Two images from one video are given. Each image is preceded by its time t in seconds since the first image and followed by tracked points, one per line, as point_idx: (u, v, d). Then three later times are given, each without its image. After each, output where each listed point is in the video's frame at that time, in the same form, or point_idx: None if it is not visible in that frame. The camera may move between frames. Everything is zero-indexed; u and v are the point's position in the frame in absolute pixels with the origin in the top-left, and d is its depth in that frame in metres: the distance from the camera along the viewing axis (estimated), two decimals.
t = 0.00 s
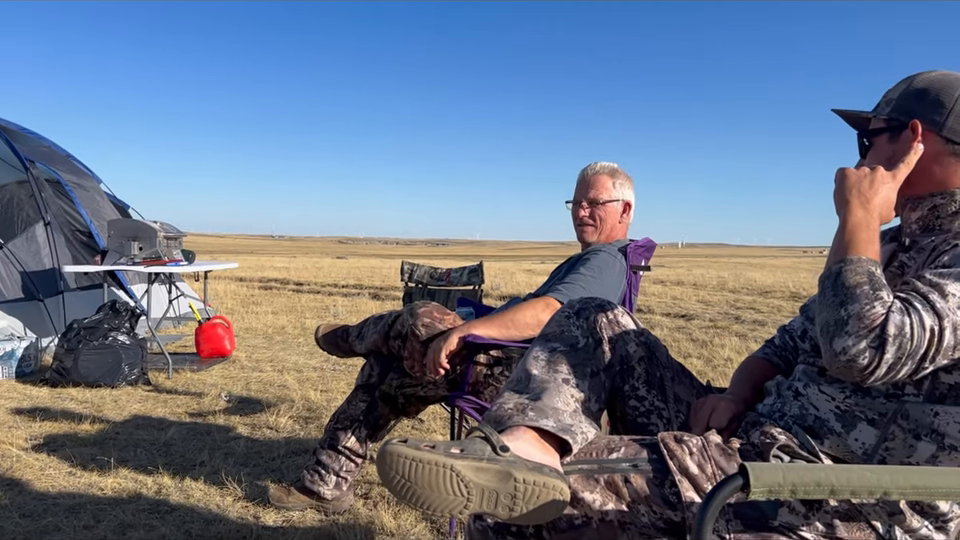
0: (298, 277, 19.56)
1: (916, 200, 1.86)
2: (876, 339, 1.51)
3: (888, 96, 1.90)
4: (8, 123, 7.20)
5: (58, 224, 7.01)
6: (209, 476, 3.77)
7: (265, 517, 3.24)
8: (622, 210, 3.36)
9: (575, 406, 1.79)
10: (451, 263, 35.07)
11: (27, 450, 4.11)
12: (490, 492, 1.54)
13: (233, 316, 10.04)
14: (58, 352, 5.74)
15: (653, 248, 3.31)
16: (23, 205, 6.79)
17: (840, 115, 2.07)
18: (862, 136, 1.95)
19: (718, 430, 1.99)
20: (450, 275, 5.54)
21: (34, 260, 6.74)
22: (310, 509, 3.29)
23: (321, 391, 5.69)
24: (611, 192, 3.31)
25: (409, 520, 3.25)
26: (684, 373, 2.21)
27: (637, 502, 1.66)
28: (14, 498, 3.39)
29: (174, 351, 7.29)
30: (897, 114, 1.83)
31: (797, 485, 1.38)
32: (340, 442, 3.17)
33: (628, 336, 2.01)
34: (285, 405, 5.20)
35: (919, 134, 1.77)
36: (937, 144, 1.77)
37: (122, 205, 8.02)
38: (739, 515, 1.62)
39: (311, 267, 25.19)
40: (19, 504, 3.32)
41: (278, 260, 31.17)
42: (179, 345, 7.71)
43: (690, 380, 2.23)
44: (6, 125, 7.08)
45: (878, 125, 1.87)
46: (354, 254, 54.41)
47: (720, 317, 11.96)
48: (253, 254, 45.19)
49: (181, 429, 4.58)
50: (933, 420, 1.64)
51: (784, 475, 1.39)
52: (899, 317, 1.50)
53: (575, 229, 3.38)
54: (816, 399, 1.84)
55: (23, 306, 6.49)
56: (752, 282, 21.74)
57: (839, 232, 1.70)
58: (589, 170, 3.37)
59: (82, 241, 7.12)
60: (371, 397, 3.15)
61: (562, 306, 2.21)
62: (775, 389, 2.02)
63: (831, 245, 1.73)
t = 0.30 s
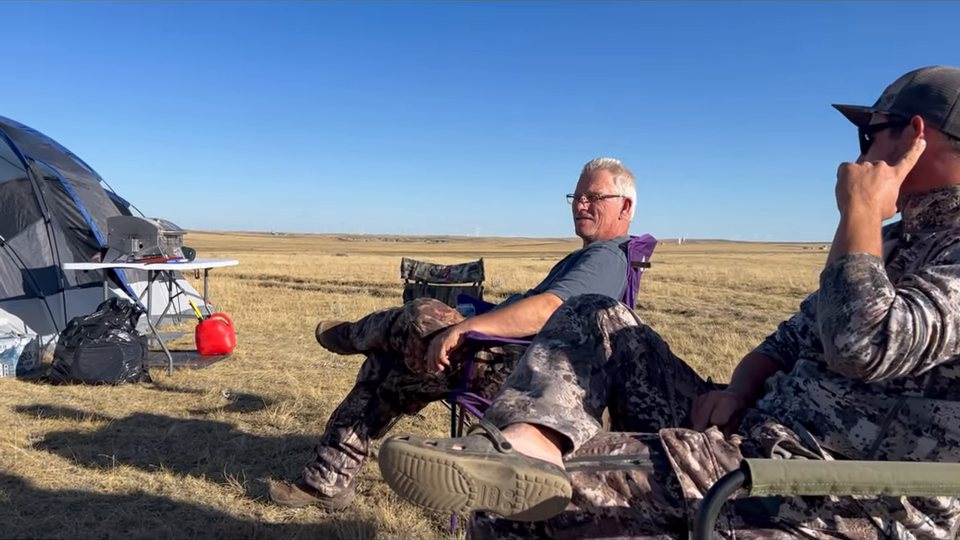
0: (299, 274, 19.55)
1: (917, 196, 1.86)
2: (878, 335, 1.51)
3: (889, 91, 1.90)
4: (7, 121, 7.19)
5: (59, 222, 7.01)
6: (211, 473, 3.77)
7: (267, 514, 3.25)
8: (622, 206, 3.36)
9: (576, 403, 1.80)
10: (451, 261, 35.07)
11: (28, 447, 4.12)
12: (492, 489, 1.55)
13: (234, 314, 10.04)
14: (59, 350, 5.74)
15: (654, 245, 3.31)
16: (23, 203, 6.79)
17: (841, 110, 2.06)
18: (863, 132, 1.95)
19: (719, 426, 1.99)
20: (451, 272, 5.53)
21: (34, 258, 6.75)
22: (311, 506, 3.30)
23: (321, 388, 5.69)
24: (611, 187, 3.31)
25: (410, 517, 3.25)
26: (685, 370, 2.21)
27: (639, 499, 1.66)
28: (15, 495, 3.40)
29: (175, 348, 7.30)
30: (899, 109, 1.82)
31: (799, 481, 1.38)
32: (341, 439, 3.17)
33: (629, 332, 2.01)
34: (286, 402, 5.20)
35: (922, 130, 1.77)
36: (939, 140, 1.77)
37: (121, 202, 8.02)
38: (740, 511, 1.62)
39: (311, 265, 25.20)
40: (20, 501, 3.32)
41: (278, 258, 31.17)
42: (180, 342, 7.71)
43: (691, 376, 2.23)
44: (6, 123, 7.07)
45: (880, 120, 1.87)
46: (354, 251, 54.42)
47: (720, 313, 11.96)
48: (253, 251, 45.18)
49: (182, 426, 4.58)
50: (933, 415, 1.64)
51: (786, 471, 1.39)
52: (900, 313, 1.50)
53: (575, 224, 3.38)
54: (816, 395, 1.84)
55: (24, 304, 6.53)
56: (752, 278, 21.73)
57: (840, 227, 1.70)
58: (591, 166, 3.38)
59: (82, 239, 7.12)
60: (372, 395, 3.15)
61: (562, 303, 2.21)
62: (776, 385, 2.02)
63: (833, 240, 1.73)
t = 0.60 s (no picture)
0: (298, 271, 19.54)
1: (917, 185, 1.85)
2: (878, 325, 1.50)
3: (890, 80, 1.89)
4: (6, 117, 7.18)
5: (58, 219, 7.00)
6: (210, 468, 3.77)
7: (266, 509, 3.24)
8: (619, 196, 3.32)
9: (574, 395, 1.79)
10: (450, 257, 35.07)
11: (28, 443, 4.11)
12: (489, 480, 1.54)
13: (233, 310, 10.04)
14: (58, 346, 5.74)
15: (652, 239, 3.30)
16: (22, 199, 6.78)
17: (841, 99, 2.06)
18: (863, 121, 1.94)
19: (717, 418, 1.99)
20: (450, 267, 5.52)
21: (34, 254, 6.75)
22: (310, 501, 3.29)
23: (321, 384, 5.69)
24: (614, 172, 3.31)
25: (410, 511, 3.25)
26: (683, 362, 2.21)
27: (637, 490, 1.66)
28: (15, 490, 3.40)
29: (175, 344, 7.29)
30: (900, 98, 1.81)
31: (797, 471, 1.38)
32: (340, 433, 3.16)
33: (627, 324, 2.01)
34: (285, 398, 5.20)
35: (923, 120, 1.77)
36: (940, 129, 1.76)
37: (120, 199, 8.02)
38: (739, 502, 1.61)
39: (311, 262, 25.18)
40: (20, 497, 3.32)
41: (277, 255, 31.17)
42: (179, 338, 7.71)
43: (690, 368, 2.23)
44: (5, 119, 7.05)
45: (880, 109, 1.86)
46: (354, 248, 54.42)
47: (720, 309, 11.96)
48: (252, 248, 45.18)
49: (182, 422, 4.58)
50: (932, 404, 1.64)
51: (784, 461, 1.38)
52: (900, 303, 1.49)
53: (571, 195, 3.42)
54: (815, 385, 1.84)
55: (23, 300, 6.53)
56: (751, 274, 21.73)
57: (840, 217, 1.69)
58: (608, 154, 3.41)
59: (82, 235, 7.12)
60: (371, 389, 3.15)
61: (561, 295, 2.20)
62: (774, 376, 2.02)
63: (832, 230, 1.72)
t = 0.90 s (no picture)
0: (299, 269, 19.55)
1: (916, 183, 1.85)
2: (878, 323, 1.50)
3: (891, 77, 1.88)
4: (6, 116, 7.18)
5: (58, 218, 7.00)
6: (210, 467, 3.78)
7: (267, 507, 3.25)
8: (613, 193, 3.31)
9: (573, 393, 1.79)
10: (451, 255, 35.08)
11: (28, 442, 4.12)
12: (489, 479, 1.54)
13: (234, 308, 10.05)
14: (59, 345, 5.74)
15: (653, 237, 3.29)
16: (22, 198, 6.78)
17: (841, 96, 2.05)
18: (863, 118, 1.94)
19: (717, 416, 1.99)
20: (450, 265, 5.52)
21: (34, 253, 6.76)
22: (311, 499, 3.30)
23: (321, 382, 5.70)
24: (603, 171, 3.31)
25: (410, 509, 3.26)
26: (682, 360, 2.21)
27: (636, 488, 1.66)
28: (15, 489, 3.40)
29: (176, 343, 7.30)
30: (901, 96, 1.81)
31: (796, 470, 1.38)
32: (340, 432, 3.17)
33: (626, 323, 2.01)
34: (286, 396, 5.20)
35: (924, 118, 1.76)
36: (940, 127, 1.76)
37: (120, 198, 8.02)
38: (738, 500, 1.61)
39: (312, 259, 25.18)
40: (20, 496, 3.33)
41: (278, 253, 31.18)
42: (180, 337, 7.72)
43: (689, 366, 2.23)
44: (4, 118, 7.05)
45: (881, 107, 1.86)
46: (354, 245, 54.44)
47: (720, 306, 11.96)
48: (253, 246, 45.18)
49: (182, 420, 4.59)
50: (931, 402, 1.64)
51: (782, 460, 1.38)
52: (900, 301, 1.49)
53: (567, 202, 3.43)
54: (813, 383, 1.84)
55: (23, 298, 6.52)
56: (752, 271, 21.72)
57: (840, 214, 1.69)
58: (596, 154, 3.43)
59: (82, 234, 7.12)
60: (371, 387, 3.16)
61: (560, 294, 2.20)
62: (773, 374, 2.02)
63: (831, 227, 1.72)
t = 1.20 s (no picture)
0: (299, 266, 19.56)
1: (914, 180, 1.85)
2: (875, 321, 1.50)
3: (889, 74, 1.88)
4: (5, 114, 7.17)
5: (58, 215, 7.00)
6: (211, 464, 3.78)
7: (267, 504, 3.26)
8: (601, 190, 3.30)
9: (572, 390, 1.79)
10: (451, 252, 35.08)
11: (29, 439, 4.13)
12: (488, 475, 1.55)
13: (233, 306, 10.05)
14: (59, 342, 5.75)
15: (651, 234, 3.29)
16: (22, 196, 6.78)
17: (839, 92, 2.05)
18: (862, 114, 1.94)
19: (715, 412, 1.99)
20: (450, 262, 5.52)
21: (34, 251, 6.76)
22: (311, 496, 3.31)
23: (321, 379, 5.71)
24: (585, 172, 3.29)
25: (409, 506, 3.27)
26: (681, 356, 2.21)
27: (634, 485, 1.66)
28: (16, 487, 3.41)
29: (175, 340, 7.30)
30: (898, 93, 1.81)
31: (794, 466, 1.38)
32: (340, 429, 3.18)
33: (625, 319, 2.01)
34: (286, 393, 5.21)
35: (922, 115, 1.76)
36: (939, 125, 1.76)
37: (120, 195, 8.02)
38: (736, 496, 1.61)
39: (313, 256, 25.15)
40: (21, 493, 3.33)
41: (278, 250, 31.18)
42: (180, 334, 7.72)
43: (687, 362, 2.23)
44: (4, 116, 7.05)
45: (878, 104, 1.86)
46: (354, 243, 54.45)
47: (720, 302, 11.97)
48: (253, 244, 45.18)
49: (182, 418, 4.59)
50: (928, 399, 1.64)
51: (781, 456, 1.38)
52: (898, 298, 1.50)
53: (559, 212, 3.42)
54: (811, 380, 1.84)
55: (23, 296, 6.52)
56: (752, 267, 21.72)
57: (838, 212, 1.69)
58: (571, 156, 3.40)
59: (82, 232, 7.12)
60: (371, 384, 3.16)
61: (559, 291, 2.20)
62: (772, 371, 2.02)
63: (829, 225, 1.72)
